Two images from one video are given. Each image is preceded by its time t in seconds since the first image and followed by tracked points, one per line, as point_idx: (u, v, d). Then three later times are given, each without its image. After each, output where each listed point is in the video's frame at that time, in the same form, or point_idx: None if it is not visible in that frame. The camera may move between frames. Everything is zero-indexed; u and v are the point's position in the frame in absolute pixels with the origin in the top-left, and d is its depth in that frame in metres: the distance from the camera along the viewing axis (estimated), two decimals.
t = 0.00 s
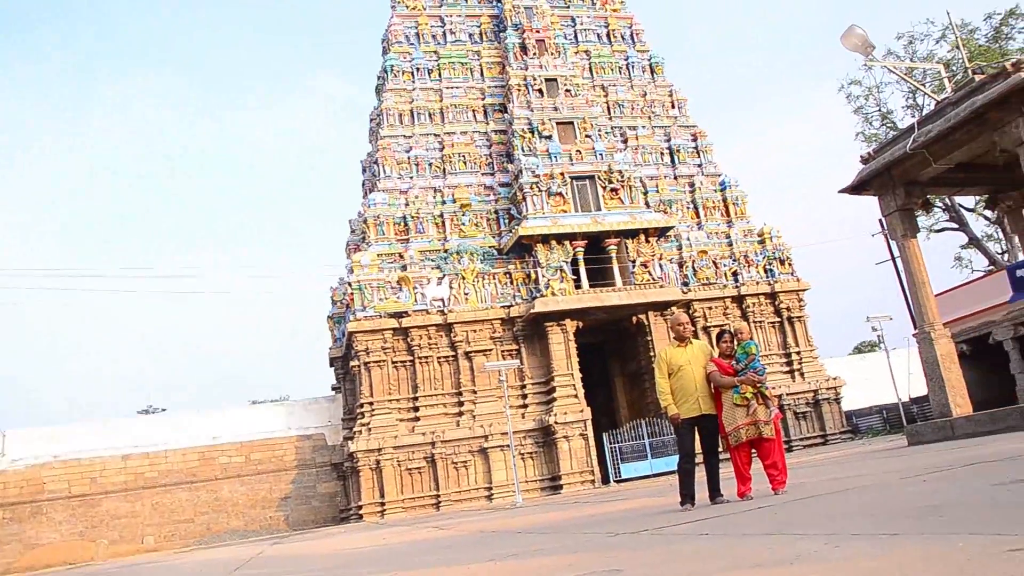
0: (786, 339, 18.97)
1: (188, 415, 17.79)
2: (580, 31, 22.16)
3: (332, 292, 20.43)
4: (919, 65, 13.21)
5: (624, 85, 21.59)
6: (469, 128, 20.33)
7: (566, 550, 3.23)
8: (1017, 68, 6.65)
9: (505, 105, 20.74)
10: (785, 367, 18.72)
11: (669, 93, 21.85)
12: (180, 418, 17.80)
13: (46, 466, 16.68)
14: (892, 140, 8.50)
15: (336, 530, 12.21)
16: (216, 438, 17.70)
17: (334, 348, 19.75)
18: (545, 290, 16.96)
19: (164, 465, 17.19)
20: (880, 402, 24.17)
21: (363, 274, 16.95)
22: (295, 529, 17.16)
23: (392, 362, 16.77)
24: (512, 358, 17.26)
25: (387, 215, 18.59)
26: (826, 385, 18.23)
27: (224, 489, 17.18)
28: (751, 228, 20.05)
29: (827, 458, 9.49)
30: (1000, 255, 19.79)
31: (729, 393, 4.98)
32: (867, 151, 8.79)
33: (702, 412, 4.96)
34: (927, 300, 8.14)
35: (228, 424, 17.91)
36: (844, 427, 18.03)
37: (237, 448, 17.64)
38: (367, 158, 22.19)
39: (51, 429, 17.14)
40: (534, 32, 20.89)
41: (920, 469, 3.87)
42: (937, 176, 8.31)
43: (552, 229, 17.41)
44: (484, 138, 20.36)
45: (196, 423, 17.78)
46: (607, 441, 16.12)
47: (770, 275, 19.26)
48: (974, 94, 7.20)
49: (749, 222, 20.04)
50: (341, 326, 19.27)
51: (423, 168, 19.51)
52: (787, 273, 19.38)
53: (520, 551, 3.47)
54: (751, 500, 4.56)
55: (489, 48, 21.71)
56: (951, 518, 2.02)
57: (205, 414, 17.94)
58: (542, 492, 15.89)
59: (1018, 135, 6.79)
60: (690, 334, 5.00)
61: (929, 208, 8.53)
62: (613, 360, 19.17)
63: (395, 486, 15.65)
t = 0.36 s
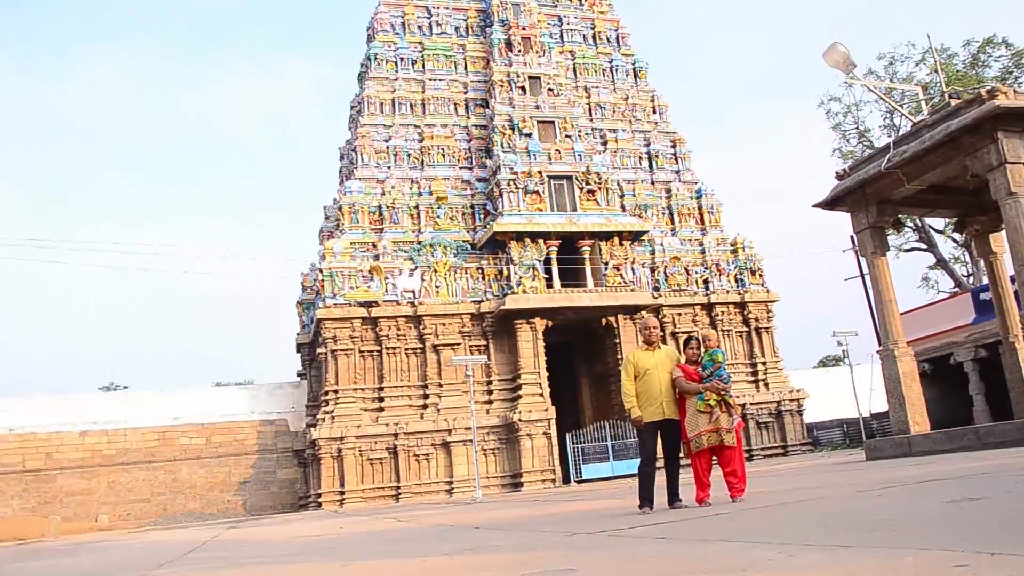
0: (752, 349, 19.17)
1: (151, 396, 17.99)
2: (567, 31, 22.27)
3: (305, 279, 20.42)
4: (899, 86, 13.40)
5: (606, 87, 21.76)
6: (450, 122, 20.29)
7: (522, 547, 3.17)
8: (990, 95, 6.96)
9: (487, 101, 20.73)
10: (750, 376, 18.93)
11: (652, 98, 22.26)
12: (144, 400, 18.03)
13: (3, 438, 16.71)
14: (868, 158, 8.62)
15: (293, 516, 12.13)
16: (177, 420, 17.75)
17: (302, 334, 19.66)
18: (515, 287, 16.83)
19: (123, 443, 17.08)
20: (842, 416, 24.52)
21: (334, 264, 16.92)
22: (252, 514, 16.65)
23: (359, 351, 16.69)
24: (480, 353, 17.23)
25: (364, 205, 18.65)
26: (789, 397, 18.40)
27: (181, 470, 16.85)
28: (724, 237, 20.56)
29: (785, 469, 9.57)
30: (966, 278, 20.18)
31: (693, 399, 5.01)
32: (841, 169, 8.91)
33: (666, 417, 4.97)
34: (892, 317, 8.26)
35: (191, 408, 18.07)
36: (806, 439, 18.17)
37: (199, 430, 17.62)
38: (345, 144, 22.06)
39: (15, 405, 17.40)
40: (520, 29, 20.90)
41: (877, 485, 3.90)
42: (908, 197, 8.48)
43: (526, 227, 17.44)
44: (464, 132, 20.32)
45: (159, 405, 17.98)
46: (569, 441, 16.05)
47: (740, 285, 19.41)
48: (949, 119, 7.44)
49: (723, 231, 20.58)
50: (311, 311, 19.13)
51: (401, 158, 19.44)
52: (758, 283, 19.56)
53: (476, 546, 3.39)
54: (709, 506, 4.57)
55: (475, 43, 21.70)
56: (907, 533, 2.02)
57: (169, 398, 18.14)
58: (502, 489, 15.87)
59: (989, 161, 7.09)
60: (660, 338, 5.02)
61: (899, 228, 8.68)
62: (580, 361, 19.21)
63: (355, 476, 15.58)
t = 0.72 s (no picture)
0: (703, 358, 19.50)
1: (96, 368, 17.89)
2: (542, 29, 22.36)
3: (261, 258, 20.03)
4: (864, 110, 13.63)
5: (577, 88, 21.92)
6: (418, 113, 20.20)
7: (460, 539, 3.12)
8: (949, 126, 7.22)
9: (457, 93, 20.66)
10: (699, 385, 19.22)
11: (621, 102, 22.48)
12: (89, 371, 17.87)
13: None
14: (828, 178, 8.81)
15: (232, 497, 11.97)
16: (121, 393, 17.58)
17: (255, 314, 19.46)
18: (473, 281, 16.80)
19: (61, 415, 16.64)
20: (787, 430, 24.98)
21: (292, 245, 16.72)
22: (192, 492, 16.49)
23: (311, 335, 16.56)
24: (432, 345, 17.26)
25: (323, 187, 18.26)
26: (736, 408, 18.73)
27: (122, 445, 16.54)
28: (683, 246, 20.68)
29: (727, 478, 9.69)
30: (915, 303, 20.74)
31: (640, 404, 4.99)
32: (803, 187, 9.07)
33: (612, 420, 4.99)
34: (841, 335, 8.43)
35: (137, 381, 17.94)
36: (749, 451, 18.51)
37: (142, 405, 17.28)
38: (311, 126, 21.80)
39: None
40: (496, 24, 20.96)
41: (812, 498, 3.97)
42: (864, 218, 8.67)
43: (488, 221, 17.38)
44: (433, 122, 20.23)
45: (104, 376, 17.86)
46: (515, 439, 16.04)
47: (695, 294, 19.77)
48: (908, 146, 7.69)
49: (683, 240, 20.66)
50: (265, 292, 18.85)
51: (367, 144, 19.23)
52: (713, 294, 19.96)
53: (413, 536, 3.32)
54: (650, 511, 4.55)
55: (449, 34, 21.63)
56: (840, 547, 2.04)
57: (115, 371, 17.98)
58: (446, 482, 15.90)
59: (943, 190, 7.34)
60: (613, 341, 5.04)
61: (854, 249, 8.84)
62: (531, 360, 19.27)
63: (299, 461, 15.41)
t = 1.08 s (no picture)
0: (652, 366, 19.75)
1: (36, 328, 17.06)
2: (519, 27, 22.44)
3: (217, 232, 19.80)
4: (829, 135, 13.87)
5: (549, 88, 22.05)
6: (389, 98, 20.05)
7: (392, 528, 3.07)
8: (908, 157, 7.43)
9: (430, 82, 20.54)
10: (646, 393, 19.48)
11: (592, 106, 22.65)
12: (27, 329, 17.05)
13: None
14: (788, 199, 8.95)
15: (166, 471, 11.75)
16: (61, 357, 17.05)
17: (207, 287, 19.20)
18: (428, 272, 16.76)
19: None
20: (727, 443, 25.39)
21: (250, 220, 16.53)
22: (127, 463, 16.17)
23: (262, 313, 16.42)
24: (383, 332, 17.22)
25: (287, 165, 18.09)
26: (679, 417, 19.04)
27: (58, 410, 16.30)
28: (641, 253, 20.86)
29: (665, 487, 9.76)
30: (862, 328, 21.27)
31: (585, 407, 4.91)
32: (762, 206, 9.21)
33: (557, 421, 4.82)
34: (788, 354, 8.56)
35: (78, 344, 17.29)
36: (689, 460, 18.83)
37: (82, 370, 17.04)
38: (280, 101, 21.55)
39: None
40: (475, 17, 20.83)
41: (744, 512, 4.03)
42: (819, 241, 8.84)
43: (450, 213, 17.31)
44: (403, 108, 20.06)
45: (43, 335, 17.10)
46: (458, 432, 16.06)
47: (649, 302, 20.00)
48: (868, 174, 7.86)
49: (640, 247, 20.86)
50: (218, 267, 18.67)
51: (334, 125, 19.07)
52: (667, 304, 20.26)
53: (344, 523, 3.23)
54: (588, 513, 4.44)
55: (426, 22, 21.52)
56: (765, 562, 2.06)
57: (56, 331, 17.24)
58: (386, 471, 15.85)
59: (898, 221, 7.53)
60: (564, 340, 4.89)
61: (808, 270, 9.00)
62: (481, 355, 19.29)
63: (239, 439, 15.18)
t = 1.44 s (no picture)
0: (612, 367, 19.91)
1: None
2: (502, 20, 22.47)
3: (184, 206, 19.56)
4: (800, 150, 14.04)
5: (527, 83, 22.11)
6: (365, 83, 19.91)
7: (343, 513, 3.04)
8: (878, 176, 7.56)
9: (408, 69, 20.48)
10: (605, 393, 19.63)
11: (569, 104, 22.80)
12: None
13: None
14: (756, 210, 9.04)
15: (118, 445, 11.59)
16: (14, 324, 16.43)
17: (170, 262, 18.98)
18: (395, 261, 16.67)
19: None
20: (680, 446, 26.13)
21: (218, 198, 16.34)
22: (79, 435, 16.20)
23: (225, 291, 16.27)
24: (346, 318, 17.16)
25: (259, 144, 17.88)
26: (637, 419, 19.22)
27: (9, 378, 16.10)
28: (608, 254, 21.10)
29: (617, 487, 9.83)
30: (822, 342, 21.61)
31: (544, 403, 4.86)
32: (730, 214, 9.28)
33: (513, 416, 4.81)
34: (748, 363, 8.65)
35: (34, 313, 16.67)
36: (643, 463, 18.97)
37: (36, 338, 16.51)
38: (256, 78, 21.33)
39: None
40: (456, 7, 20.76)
41: (695, 516, 4.08)
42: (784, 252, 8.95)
43: (421, 203, 17.24)
44: (380, 94, 19.96)
45: None
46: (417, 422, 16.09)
47: (614, 303, 20.32)
48: (838, 190, 7.95)
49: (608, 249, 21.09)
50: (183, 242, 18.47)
51: (309, 107, 18.92)
52: (630, 305, 20.55)
53: (293, 506, 3.19)
54: (542, 510, 4.45)
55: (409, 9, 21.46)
56: (713, 566, 2.08)
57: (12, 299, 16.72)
58: (341, 457, 15.81)
59: (864, 237, 7.63)
60: (526, 336, 4.83)
61: (772, 281, 9.10)
62: (442, 346, 19.17)
63: (194, 417, 15.01)
